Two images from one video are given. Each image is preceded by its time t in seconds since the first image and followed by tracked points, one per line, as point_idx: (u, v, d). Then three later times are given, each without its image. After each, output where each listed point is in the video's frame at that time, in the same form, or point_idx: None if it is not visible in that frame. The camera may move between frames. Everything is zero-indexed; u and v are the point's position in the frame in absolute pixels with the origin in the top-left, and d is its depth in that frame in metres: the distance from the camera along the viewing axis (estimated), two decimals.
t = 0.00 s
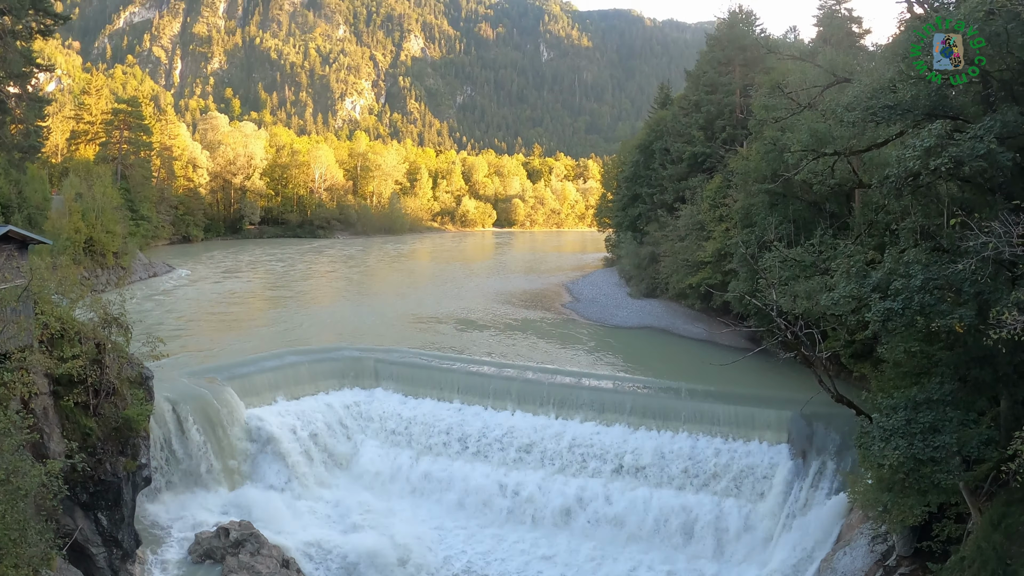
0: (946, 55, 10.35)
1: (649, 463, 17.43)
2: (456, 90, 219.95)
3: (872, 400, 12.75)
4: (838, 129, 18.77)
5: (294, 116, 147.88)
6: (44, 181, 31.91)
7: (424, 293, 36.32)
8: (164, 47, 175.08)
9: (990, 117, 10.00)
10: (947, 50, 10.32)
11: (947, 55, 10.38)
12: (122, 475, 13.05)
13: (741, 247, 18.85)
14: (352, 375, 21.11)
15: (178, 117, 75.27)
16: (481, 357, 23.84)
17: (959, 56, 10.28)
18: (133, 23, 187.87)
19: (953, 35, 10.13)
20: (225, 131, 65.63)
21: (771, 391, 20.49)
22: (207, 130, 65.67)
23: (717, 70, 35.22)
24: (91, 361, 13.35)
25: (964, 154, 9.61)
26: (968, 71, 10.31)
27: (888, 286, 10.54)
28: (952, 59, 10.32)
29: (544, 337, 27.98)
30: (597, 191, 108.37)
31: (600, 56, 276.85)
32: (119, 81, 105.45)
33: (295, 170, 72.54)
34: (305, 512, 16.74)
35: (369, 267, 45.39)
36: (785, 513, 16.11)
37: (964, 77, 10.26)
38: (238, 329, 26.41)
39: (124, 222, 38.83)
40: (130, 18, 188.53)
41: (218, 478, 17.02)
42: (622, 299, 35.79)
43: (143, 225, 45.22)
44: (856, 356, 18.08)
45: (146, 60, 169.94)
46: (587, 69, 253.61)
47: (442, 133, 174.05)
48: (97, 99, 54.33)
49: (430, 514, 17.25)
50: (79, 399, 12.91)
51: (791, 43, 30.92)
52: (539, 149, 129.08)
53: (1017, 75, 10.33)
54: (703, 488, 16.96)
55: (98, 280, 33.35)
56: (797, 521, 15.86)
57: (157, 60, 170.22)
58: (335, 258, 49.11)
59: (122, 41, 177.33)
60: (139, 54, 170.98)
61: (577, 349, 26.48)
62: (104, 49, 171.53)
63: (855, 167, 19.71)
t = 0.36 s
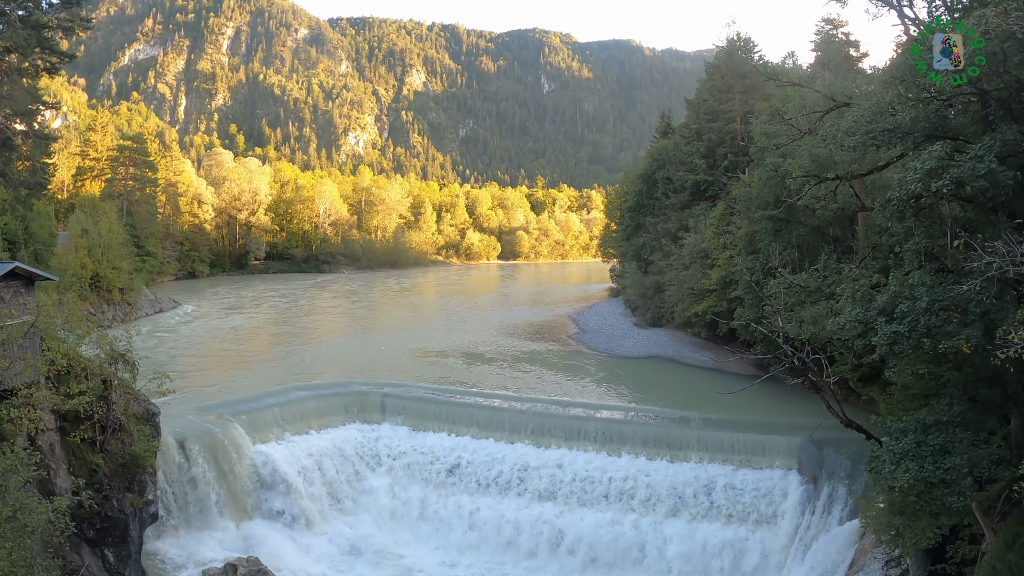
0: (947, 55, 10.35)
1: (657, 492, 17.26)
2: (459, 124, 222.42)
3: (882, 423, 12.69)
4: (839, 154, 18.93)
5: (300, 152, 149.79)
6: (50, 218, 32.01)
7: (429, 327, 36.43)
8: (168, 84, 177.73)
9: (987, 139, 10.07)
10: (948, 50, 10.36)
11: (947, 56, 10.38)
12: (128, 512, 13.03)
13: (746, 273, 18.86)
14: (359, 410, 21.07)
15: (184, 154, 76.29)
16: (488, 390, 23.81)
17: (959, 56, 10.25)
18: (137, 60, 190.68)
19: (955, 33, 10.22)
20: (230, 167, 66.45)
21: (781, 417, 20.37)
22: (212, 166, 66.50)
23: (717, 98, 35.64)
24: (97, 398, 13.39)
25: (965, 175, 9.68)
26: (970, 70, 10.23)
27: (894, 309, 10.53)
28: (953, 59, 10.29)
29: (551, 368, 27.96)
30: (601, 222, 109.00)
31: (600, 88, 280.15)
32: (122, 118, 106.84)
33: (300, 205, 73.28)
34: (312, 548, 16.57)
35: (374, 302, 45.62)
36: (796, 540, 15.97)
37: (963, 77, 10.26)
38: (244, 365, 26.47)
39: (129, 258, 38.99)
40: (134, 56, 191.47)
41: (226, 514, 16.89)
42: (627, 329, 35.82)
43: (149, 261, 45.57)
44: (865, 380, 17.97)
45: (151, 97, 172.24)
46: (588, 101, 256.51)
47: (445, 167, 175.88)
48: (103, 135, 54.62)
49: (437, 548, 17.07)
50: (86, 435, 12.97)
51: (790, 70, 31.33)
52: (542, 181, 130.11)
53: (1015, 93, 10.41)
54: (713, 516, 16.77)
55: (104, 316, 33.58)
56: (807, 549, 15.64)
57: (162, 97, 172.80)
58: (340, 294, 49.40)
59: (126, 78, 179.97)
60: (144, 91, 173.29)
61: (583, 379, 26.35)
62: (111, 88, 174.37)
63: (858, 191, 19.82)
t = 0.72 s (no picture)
0: (947, 54, 10.67)
1: (675, 511, 17.06)
2: (471, 145, 223.92)
3: (902, 435, 12.53)
4: (852, 167, 18.85)
5: (314, 176, 151.39)
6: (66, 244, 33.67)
7: (444, 349, 36.47)
8: (182, 111, 180.72)
9: (999, 146, 9.99)
10: (948, 50, 10.67)
11: (949, 56, 10.69)
12: (146, 537, 13.08)
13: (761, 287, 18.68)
14: (376, 433, 21.04)
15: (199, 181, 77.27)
16: (504, 410, 23.73)
17: (959, 56, 10.50)
18: (152, 88, 193.96)
19: (954, 34, 10.54)
20: (245, 192, 67.25)
21: (800, 432, 20.14)
22: (226, 192, 67.30)
23: (728, 114, 35.73)
24: (115, 423, 13.50)
25: (978, 183, 9.60)
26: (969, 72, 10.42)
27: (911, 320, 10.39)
28: (953, 58, 10.59)
29: (567, 387, 27.85)
30: (615, 240, 109.04)
31: (611, 106, 280.91)
32: (137, 145, 108.75)
33: (314, 230, 73.94)
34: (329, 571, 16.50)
35: (390, 325, 45.82)
36: (818, 556, 15.77)
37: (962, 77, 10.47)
38: (261, 389, 26.62)
39: (145, 284, 39.43)
40: (149, 84, 194.85)
41: (244, 539, 16.86)
42: (643, 347, 35.69)
43: (165, 286, 46.06)
44: (884, 392, 17.75)
45: (166, 124, 175.02)
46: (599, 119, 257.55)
47: (458, 188, 177.09)
48: (118, 162, 55.82)
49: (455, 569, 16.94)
50: (104, 461, 13.08)
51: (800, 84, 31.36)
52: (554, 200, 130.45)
53: None
54: (733, 534, 16.54)
55: (121, 342, 33.88)
56: (830, 566, 15.36)
57: (176, 124, 175.61)
58: (355, 317, 49.66)
59: (141, 106, 182.97)
60: (159, 119, 176.18)
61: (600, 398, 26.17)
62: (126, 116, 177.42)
63: (871, 203, 19.70)
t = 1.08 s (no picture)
0: (947, 55, 11.24)
1: (695, 523, 16.87)
2: (487, 159, 224.83)
3: (924, 444, 12.40)
4: (870, 175, 18.68)
5: (332, 192, 152.72)
6: (84, 260, 34.97)
7: (462, 363, 36.56)
8: (200, 128, 183.53)
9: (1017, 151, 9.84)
10: (948, 50, 11.24)
11: (948, 56, 11.26)
12: (166, 551, 13.18)
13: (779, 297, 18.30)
14: (395, 448, 21.09)
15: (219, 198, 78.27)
16: (523, 424, 23.68)
17: (958, 56, 11.08)
18: (170, 105, 197.00)
19: (955, 34, 11.13)
20: (263, 208, 68.03)
21: (821, 442, 19.91)
22: (245, 208, 68.17)
23: (744, 124, 35.57)
24: (135, 438, 13.65)
25: (996, 190, 9.44)
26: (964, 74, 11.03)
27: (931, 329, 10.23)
28: (952, 58, 11.18)
29: (585, 401, 27.76)
30: (633, 253, 108.72)
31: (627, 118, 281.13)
32: (157, 162, 110.36)
33: (333, 245, 74.52)
34: None
35: (408, 340, 46.00)
36: (839, 567, 15.37)
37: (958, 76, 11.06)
38: (281, 404, 26.84)
39: (165, 300, 39.89)
40: (169, 101, 197.90)
41: (265, 553, 16.92)
42: (661, 358, 35.49)
43: (184, 302, 46.59)
44: (905, 401, 17.49)
45: (185, 140, 177.67)
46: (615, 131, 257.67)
47: (475, 202, 177.80)
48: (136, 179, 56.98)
49: None
50: (124, 475, 13.22)
51: (817, 93, 31.17)
52: (571, 213, 130.42)
53: None
54: (753, 546, 16.32)
55: (141, 357, 34.29)
56: None
57: (195, 140, 178.23)
58: (373, 333, 49.93)
59: (159, 122, 185.92)
60: (177, 135, 178.87)
61: (618, 410, 25.99)
62: (146, 132, 180.38)
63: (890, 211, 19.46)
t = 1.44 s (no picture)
0: (947, 54, 11.89)
1: (707, 522, 16.78)
2: (502, 156, 224.80)
3: (940, 443, 12.23)
4: (886, 172, 18.44)
5: (347, 189, 153.36)
6: (101, 258, 35.43)
7: (476, 360, 36.61)
8: (216, 127, 185.16)
9: None
10: (949, 50, 11.88)
11: (948, 55, 11.93)
12: (181, 546, 13.33)
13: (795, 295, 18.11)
14: (410, 445, 21.16)
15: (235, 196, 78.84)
16: (537, 422, 23.66)
17: (959, 56, 11.78)
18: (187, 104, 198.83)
19: (953, 36, 11.79)
20: (278, 207, 68.48)
21: (837, 441, 19.70)
22: (261, 206, 68.71)
23: (760, 121, 35.27)
24: (151, 435, 13.80)
25: (1014, 187, 9.27)
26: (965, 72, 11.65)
27: (947, 327, 10.07)
28: (952, 57, 11.86)
29: (598, 398, 27.67)
30: (649, 250, 108.18)
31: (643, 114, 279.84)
32: (173, 160, 111.54)
33: (348, 242, 74.85)
34: None
35: (421, 337, 46.12)
36: (854, 567, 15.36)
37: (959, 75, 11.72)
38: (296, 401, 27.03)
39: (180, 297, 40.29)
40: (185, 100, 199.72)
41: (279, 548, 17.02)
42: (676, 356, 35.32)
43: (200, 299, 47.02)
44: (922, 400, 17.27)
45: (201, 139, 179.20)
46: (631, 128, 256.60)
47: (490, 200, 177.80)
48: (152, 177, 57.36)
49: None
50: (139, 471, 13.38)
51: (833, 89, 30.84)
52: (586, 211, 130.09)
53: None
54: (767, 546, 16.23)
55: (157, 354, 34.68)
56: None
57: (210, 138, 179.83)
58: (388, 330, 50.08)
59: (176, 121, 187.75)
60: (194, 134, 180.59)
61: (631, 408, 25.92)
62: (163, 131, 182.24)
63: (906, 208, 19.21)
